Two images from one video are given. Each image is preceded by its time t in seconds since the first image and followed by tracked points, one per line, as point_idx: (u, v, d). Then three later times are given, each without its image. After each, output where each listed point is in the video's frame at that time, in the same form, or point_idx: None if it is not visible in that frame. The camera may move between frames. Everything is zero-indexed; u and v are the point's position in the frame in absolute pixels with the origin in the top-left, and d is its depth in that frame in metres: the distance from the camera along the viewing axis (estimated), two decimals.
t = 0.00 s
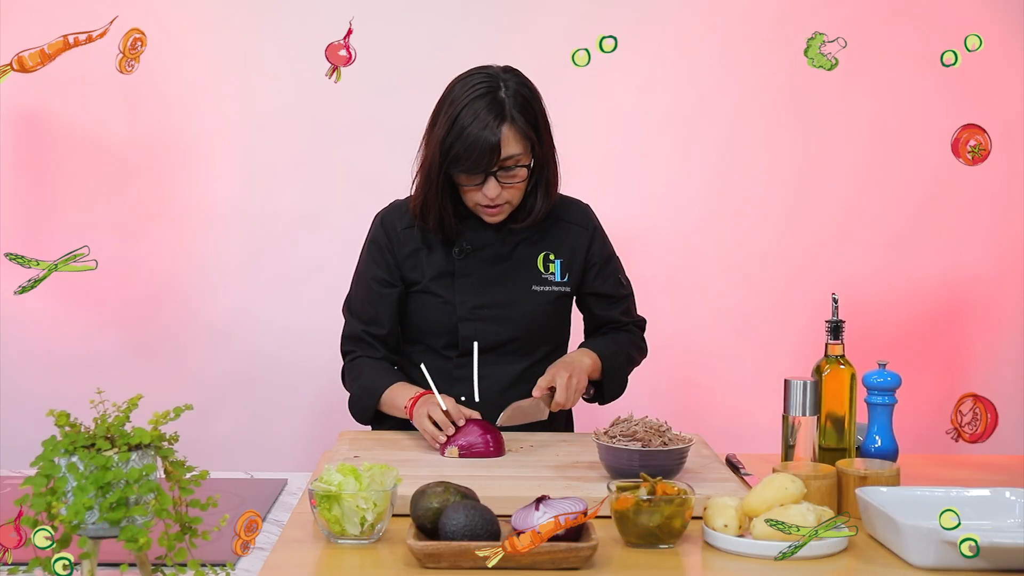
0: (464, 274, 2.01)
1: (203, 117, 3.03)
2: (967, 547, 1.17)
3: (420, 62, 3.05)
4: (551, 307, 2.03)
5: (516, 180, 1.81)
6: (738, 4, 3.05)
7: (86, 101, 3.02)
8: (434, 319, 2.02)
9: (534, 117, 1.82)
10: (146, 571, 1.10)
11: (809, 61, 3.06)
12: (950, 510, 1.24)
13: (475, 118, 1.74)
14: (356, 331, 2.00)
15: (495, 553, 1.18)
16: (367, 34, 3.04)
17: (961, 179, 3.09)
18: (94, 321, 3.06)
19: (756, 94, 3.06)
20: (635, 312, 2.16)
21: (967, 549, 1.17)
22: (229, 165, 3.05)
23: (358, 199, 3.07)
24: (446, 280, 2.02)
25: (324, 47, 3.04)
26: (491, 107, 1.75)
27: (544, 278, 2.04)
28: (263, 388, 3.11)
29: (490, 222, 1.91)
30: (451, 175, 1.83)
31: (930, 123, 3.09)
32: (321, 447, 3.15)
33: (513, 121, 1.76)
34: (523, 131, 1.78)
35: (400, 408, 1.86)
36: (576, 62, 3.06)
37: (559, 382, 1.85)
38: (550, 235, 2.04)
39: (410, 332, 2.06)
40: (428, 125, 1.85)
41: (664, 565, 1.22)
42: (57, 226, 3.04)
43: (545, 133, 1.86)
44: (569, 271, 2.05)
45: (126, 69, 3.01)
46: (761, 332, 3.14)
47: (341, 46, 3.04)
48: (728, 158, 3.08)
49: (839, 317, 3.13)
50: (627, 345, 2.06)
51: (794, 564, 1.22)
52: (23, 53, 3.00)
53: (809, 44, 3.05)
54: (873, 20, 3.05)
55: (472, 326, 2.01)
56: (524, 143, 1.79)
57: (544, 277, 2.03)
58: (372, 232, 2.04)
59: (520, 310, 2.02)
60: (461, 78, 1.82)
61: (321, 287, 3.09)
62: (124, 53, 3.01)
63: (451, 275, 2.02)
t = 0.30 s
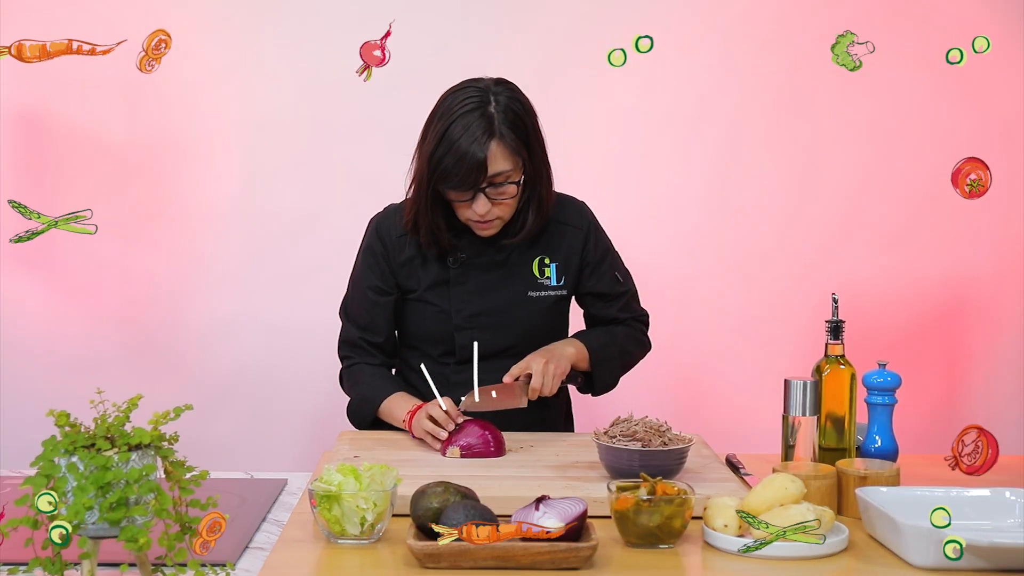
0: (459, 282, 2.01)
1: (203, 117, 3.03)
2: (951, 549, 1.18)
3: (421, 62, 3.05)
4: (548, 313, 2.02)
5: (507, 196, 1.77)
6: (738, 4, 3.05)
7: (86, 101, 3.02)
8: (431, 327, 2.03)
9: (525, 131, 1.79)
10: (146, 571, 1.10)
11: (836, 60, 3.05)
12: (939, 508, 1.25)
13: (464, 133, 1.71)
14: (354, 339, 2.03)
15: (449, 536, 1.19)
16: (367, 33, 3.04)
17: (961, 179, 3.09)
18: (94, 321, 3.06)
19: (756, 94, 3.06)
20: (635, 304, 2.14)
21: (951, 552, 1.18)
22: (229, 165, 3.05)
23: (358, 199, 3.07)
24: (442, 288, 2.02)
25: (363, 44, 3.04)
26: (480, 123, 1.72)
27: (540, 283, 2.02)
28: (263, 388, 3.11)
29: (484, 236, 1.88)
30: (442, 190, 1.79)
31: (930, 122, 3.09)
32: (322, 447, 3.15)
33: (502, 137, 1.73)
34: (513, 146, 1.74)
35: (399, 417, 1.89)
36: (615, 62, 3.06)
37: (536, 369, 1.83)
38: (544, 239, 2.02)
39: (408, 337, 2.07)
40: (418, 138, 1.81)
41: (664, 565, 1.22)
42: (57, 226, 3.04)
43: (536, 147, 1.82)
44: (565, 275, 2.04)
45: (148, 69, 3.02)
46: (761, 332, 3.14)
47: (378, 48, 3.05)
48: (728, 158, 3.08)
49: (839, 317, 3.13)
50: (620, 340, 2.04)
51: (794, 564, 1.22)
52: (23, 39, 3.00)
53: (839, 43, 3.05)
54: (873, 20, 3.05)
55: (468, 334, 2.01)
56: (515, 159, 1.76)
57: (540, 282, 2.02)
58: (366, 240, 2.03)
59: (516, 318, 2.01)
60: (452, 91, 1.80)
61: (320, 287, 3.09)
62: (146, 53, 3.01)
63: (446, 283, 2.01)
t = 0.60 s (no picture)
0: (450, 286, 2.01)
1: (203, 117, 3.03)
2: (925, 551, 1.20)
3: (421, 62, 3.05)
4: (540, 314, 2.02)
5: (492, 209, 1.77)
6: (738, 4, 3.05)
7: (85, 101, 3.02)
8: (424, 332, 2.03)
9: (507, 143, 1.78)
10: (146, 572, 1.10)
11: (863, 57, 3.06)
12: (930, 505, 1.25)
13: (445, 148, 1.70)
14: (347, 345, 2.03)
15: (404, 556, 1.21)
16: (367, 34, 3.04)
17: (961, 179, 3.10)
18: (94, 321, 3.07)
19: (757, 94, 3.06)
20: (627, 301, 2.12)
21: (925, 553, 1.20)
22: (229, 165, 3.05)
23: (358, 199, 3.07)
24: (433, 293, 2.02)
25: (408, 41, 3.05)
26: (460, 139, 1.71)
27: (530, 284, 2.02)
28: (263, 388, 3.11)
29: (472, 247, 1.87)
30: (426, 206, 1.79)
31: (930, 122, 3.08)
32: (322, 447, 3.15)
33: (483, 151, 1.72)
34: (495, 159, 1.73)
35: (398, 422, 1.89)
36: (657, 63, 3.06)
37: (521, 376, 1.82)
38: (534, 239, 2.02)
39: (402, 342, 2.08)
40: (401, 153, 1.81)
41: (664, 565, 1.22)
42: (57, 225, 3.04)
43: (519, 156, 1.82)
44: (556, 275, 2.04)
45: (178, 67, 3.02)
46: (761, 332, 3.14)
47: (422, 48, 3.06)
48: (728, 158, 3.08)
49: (839, 317, 3.13)
50: (607, 339, 2.02)
51: (793, 564, 1.22)
52: (28, 54, 3.00)
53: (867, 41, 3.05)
54: (873, 20, 3.05)
55: (461, 338, 2.01)
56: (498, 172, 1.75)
57: (531, 283, 2.02)
58: (356, 246, 2.03)
59: (508, 321, 2.01)
60: (432, 105, 1.79)
61: (320, 287, 3.09)
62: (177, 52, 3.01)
63: (437, 288, 2.01)
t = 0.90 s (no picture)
0: (437, 287, 2.00)
1: (203, 117, 3.03)
2: (901, 551, 1.22)
3: (421, 62, 3.05)
4: (529, 309, 2.03)
5: (478, 211, 1.77)
6: (738, 5, 3.05)
7: (85, 101, 3.02)
8: (414, 333, 2.04)
9: (491, 144, 1.78)
10: (146, 571, 1.10)
11: (887, 53, 3.06)
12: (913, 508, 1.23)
13: (430, 151, 1.69)
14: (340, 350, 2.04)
15: (354, 532, 1.28)
16: (367, 34, 3.04)
17: (961, 179, 3.10)
18: (94, 321, 3.06)
19: (756, 94, 3.06)
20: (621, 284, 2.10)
21: (901, 553, 1.22)
22: (229, 165, 3.05)
23: (358, 199, 3.07)
24: (421, 295, 2.02)
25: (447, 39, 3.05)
26: (445, 141, 1.70)
27: (517, 280, 2.02)
28: (263, 388, 3.11)
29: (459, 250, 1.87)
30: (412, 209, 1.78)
31: (930, 122, 3.09)
32: (322, 446, 3.15)
33: (468, 153, 1.72)
34: (480, 161, 1.73)
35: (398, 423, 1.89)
36: (693, 63, 3.06)
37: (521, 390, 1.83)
38: (518, 234, 2.01)
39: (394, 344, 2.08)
40: (385, 157, 1.80)
41: (664, 565, 1.22)
42: (57, 225, 3.04)
43: (503, 157, 1.82)
44: (542, 268, 2.04)
45: (205, 67, 3.02)
46: (761, 332, 3.14)
47: (460, 48, 3.06)
48: (728, 158, 3.08)
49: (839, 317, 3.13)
50: (603, 326, 2.00)
51: (793, 564, 1.22)
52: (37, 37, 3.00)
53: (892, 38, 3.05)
54: (873, 20, 3.05)
55: (451, 339, 2.02)
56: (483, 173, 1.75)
57: (518, 278, 2.02)
58: (342, 252, 2.03)
59: (497, 319, 2.02)
60: (416, 108, 1.78)
61: (320, 286, 3.09)
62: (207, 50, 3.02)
63: (424, 290, 2.01)
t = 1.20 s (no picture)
0: (425, 287, 2.01)
1: (203, 117, 3.03)
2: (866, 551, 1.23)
3: (422, 62, 3.06)
4: (518, 306, 2.03)
5: (467, 209, 1.77)
6: (738, 5, 3.05)
7: (86, 101, 3.02)
8: (406, 335, 2.04)
9: (482, 143, 1.78)
10: (146, 572, 1.10)
11: (909, 49, 3.06)
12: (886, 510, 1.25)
13: (420, 148, 1.69)
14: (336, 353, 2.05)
15: (309, 557, 1.20)
16: (367, 34, 3.04)
17: (961, 179, 3.10)
18: (95, 321, 3.07)
19: (756, 94, 3.06)
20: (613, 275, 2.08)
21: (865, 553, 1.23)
22: (229, 165, 3.05)
23: (359, 199, 3.08)
24: (410, 296, 2.02)
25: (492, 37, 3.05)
26: (436, 138, 1.70)
27: (505, 277, 2.02)
28: (264, 388, 3.11)
29: (446, 249, 1.87)
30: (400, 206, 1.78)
31: (929, 122, 3.09)
32: (323, 446, 3.16)
33: (458, 151, 1.72)
34: (470, 159, 1.73)
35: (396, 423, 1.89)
36: (733, 62, 3.06)
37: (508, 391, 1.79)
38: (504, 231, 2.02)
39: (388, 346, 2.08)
40: (373, 155, 1.80)
41: (664, 565, 1.22)
42: (57, 225, 3.04)
43: (494, 157, 1.82)
44: (529, 264, 2.04)
45: (238, 63, 3.03)
46: (761, 332, 3.14)
47: (506, 48, 3.05)
48: (728, 158, 3.08)
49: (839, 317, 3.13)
50: (595, 321, 1.98)
51: (793, 564, 1.22)
52: (51, 57, 3.00)
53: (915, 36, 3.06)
54: (873, 19, 3.05)
55: (441, 339, 2.02)
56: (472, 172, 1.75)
57: (505, 275, 2.02)
58: (331, 255, 2.03)
59: (487, 317, 2.02)
60: (405, 106, 1.78)
61: (321, 287, 3.09)
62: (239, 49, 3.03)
63: (413, 290, 2.01)
